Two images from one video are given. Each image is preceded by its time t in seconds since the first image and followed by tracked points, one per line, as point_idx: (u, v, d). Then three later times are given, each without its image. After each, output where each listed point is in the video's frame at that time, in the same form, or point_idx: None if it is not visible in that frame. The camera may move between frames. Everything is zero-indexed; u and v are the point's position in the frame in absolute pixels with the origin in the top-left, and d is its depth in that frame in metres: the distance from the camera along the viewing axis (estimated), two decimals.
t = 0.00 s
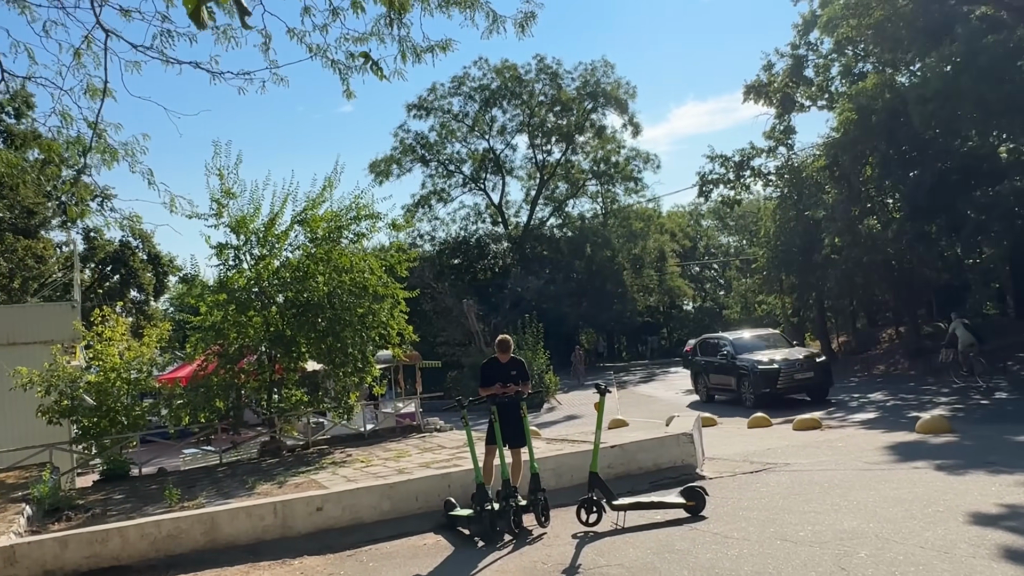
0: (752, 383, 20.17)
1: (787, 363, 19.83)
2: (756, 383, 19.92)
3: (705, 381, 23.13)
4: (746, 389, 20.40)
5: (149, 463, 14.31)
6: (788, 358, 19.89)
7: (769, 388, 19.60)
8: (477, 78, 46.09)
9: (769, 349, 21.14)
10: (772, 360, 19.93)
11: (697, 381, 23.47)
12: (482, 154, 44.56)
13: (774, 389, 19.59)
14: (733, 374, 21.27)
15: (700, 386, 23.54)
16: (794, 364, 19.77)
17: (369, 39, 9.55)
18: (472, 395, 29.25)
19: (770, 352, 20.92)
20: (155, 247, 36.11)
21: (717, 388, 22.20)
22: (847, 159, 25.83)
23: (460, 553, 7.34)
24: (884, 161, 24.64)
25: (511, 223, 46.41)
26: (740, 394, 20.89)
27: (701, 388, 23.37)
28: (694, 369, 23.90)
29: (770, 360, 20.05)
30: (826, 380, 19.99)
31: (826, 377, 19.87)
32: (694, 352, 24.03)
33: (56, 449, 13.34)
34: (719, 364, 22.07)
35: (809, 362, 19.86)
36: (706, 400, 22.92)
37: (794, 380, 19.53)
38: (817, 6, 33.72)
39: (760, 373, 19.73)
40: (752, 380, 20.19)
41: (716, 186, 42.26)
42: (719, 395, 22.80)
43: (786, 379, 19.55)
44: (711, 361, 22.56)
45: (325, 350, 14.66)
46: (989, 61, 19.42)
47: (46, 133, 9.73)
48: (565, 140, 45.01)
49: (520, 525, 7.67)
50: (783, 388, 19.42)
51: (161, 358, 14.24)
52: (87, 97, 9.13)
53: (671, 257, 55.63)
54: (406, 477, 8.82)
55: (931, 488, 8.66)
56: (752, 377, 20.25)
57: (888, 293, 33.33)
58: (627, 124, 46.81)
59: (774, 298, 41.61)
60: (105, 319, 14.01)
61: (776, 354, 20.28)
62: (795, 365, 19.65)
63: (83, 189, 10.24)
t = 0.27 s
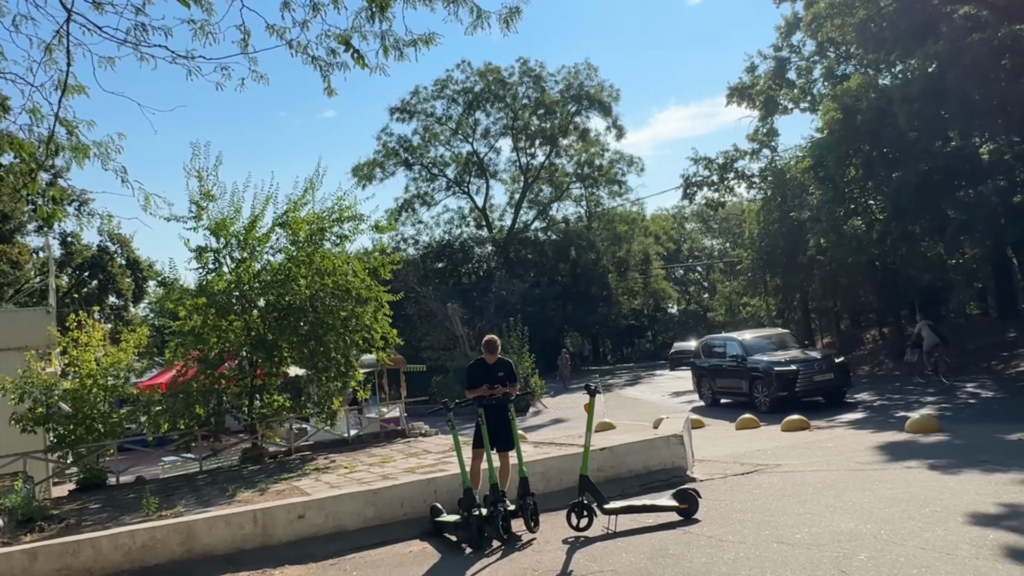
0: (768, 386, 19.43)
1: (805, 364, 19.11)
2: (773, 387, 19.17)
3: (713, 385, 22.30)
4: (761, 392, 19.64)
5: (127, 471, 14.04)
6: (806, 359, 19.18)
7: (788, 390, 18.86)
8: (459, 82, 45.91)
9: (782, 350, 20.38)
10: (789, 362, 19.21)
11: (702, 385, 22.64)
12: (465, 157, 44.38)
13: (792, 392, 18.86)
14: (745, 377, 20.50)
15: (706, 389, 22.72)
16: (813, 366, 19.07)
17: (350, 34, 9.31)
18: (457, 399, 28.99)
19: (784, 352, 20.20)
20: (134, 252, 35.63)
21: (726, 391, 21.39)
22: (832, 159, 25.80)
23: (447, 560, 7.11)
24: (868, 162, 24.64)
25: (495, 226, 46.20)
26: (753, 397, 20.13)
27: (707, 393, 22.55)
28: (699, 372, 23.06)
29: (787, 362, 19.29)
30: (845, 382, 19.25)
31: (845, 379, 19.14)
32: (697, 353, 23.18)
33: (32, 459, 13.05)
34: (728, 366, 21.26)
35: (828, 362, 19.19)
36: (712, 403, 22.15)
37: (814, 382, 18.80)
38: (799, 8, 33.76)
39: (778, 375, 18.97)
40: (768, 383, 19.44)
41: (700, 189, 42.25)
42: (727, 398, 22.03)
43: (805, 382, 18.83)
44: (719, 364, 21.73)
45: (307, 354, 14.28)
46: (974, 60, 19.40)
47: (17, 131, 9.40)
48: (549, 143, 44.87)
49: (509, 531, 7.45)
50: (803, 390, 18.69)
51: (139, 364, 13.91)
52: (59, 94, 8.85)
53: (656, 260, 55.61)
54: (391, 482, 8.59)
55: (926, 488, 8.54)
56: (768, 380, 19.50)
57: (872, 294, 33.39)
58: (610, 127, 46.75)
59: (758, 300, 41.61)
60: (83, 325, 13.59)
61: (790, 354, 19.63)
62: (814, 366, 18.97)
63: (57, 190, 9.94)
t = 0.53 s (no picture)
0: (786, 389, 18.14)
1: (825, 366, 17.84)
2: (791, 389, 17.89)
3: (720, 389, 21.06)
4: (778, 396, 18.34)
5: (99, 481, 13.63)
6: (826, 360, 17.89)
7: (808, 394, 17.53)
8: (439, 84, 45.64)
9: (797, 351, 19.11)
10: (808, 363, 17.93)
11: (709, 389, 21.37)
12: (445, 160, 44.15)
13: (812, 395, 17.58)
14: (757, 380, 19.22)
15: (712, 394, 21.48)
16: (834, 368, 17.80)
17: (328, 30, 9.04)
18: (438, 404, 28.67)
19: (799, 353, 18.96)
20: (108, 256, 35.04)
21: (736, 396, 20.12)
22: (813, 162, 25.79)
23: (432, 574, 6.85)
24: (849, 164, 24.63)
25: (475, 230, 45.92)
26: (768, 401, 18.83)
27: (714, 398, 21.29)
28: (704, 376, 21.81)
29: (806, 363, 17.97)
30: (867, 385, 18.00)
31: (867, 382, 17.89)
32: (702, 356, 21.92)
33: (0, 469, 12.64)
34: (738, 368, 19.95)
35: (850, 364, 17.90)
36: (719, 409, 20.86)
37: (836, 385, 17.49)
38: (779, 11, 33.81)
39: (797, 377, 17.68)
40: (785, 385, 18.14)
41: (681, 192, 42.22)
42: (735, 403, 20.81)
43: (827, 385, 17.52)
44: (727, 366, 20.46)
45: (286, 360, 13.98)
46: (958, 60, 19.39)
47: None
48: (529, 146, 44.65)
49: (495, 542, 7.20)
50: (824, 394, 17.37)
51: (111, 371, 13.54)
52: (23, 91, 8.53)
53: (637, 263, 55.54)
54: (372, 493, 8.31)
55: (920, 493, 8.40)
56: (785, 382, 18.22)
57: (853, 296, 33.44)
58: (591, 130, 46.62)
59: (740, 302, 41.60)
60: (52, 331, 13.23)
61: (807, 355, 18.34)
62: (836, 367, 17.66)
63: (26, 191, 9.58)
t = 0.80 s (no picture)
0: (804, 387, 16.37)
1: (847, 361, 16.12)
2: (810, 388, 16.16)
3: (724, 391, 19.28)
4: (795, 395, 16.57)
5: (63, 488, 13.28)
6: (848, 355, 16.20)
7: (831, 393, 15.82)
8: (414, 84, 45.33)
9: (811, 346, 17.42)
10: (828, 358, 16.22)
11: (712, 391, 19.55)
12: (420, 161, 43.87)
13: (834, 393, 15.83)
14: (769, 378, 17.44)
15: (715, 396, 19.67)
16: (856, 364, 16.08)
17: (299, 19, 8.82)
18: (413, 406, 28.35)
19: (814, 349, 17.28)
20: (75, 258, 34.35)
21: (743, 396, 18.32)
22: (788, 161, 25.84)
23: None
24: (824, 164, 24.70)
25: (450, 231, 45.63)
26: (782, 401, 17.05)
27: (718, 400, 19.48)
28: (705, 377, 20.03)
29: (826, 358, 16.26)
30: (890, 383, 16.25)
31: (890, 378, 16.19)
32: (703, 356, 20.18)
33: None
34: (746, 366, 18.20)
35: (873, 358, 16.28)
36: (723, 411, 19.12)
37: (860, 382, 15.85)
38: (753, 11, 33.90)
39: (817, 373, 15.94)
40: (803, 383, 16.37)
41: (657, 192, 42.23)
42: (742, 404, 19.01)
43: (851, 381, 15.86)
44: (734, 365, 18.73)
45: (257, 361, 13.60)
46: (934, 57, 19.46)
47: None
48: (504, 147, 44.45)
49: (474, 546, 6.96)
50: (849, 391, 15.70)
51: (75, 375, 13.20)
52: None
53: (612, 264, 55.52)
54: (345, 496, 8.04)
55: (904, 489, 8.28)
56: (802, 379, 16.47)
57: (827, 296, 33.56)
58: (566, 131, 46.51)
59: (715, 302, 41.65)
60: (13, 333, 12.90)
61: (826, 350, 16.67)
62: (860, 363, 16.01)
63: None
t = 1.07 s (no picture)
0: (824, 385, 15.63)
1: (870, 357, 15.48)
2: (832, 385, 15.42)
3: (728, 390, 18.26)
4: (814, 393, 15.78)
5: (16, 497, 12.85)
6: (871, 351, 15.53)
7: (855, 390, 15.11)
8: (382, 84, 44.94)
9: (827, 342, 16.76)
10: (850, 354, 15.49)
11: (715, 391, 18.44)
12: (389, 161, 43.37)
13: (859, 390, 15.15)
14: (784, 375, 16.57)
15: (717, 397, 18.58)
16: (879, 359, 15.48)
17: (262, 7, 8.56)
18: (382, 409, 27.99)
19: (830, 345, 16.56)
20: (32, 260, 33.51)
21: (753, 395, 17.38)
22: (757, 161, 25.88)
23: None
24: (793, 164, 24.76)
25: (420, 232, 45.29)
26: (798, 399, 16.24)
27: (721, 400, 18.39)
28: (705, 376, 18.91)
29: (849, 354, 15.55)
30: (913, 378, 15.76)
31: (912, 374, 15.69)
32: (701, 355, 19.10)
33: None
34: (756, 363, 17.31)
35: (896, 354, 15.64)
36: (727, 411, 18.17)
37: (886, 379, 15.16)
38: (722, 13, 34.00)
39: (842, 369, 15.21)
40: (824, 381, 15.62)
41: (626, 193, 42.23)
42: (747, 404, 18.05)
43: (875, 378, 15.17)
44: (741, 361, 17.77)
45: (220, 363, 13.22)
46: (903, 56, 19.55)
47: None
48: (474, 147, 44.17)
49: (444, 553, 6.71)
50: (875, 388, 15.00)
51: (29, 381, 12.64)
52: None
53: (582, 265, 55.46)
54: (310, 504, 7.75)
55: (882, 490, 8.19)
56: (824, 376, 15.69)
57: (796, 296, 33.70)
58: (536, 131, 46.34)
59: (685, 303, 41.71)
60: None
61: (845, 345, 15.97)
62: (885, 359, 15.33)
63: None
